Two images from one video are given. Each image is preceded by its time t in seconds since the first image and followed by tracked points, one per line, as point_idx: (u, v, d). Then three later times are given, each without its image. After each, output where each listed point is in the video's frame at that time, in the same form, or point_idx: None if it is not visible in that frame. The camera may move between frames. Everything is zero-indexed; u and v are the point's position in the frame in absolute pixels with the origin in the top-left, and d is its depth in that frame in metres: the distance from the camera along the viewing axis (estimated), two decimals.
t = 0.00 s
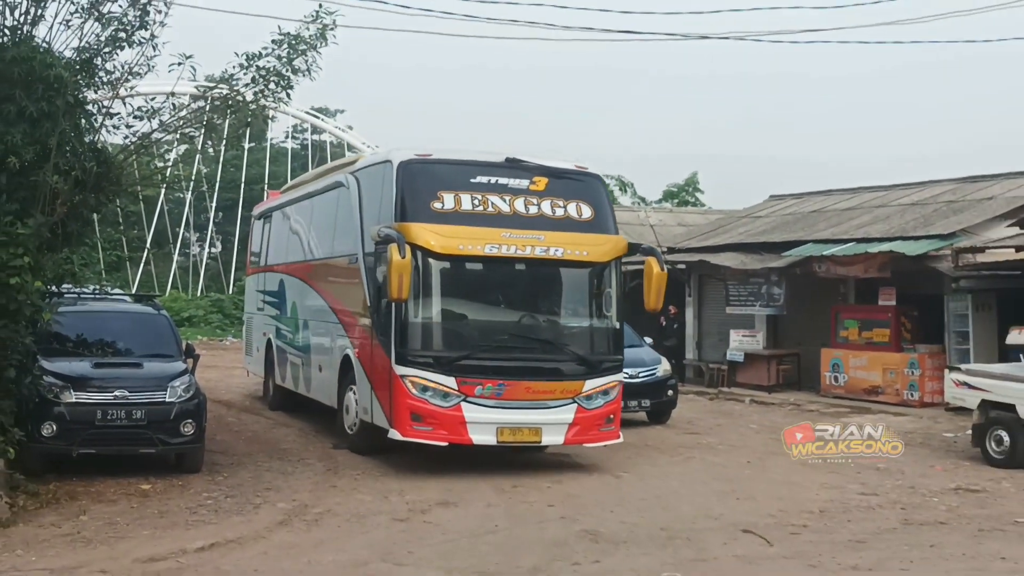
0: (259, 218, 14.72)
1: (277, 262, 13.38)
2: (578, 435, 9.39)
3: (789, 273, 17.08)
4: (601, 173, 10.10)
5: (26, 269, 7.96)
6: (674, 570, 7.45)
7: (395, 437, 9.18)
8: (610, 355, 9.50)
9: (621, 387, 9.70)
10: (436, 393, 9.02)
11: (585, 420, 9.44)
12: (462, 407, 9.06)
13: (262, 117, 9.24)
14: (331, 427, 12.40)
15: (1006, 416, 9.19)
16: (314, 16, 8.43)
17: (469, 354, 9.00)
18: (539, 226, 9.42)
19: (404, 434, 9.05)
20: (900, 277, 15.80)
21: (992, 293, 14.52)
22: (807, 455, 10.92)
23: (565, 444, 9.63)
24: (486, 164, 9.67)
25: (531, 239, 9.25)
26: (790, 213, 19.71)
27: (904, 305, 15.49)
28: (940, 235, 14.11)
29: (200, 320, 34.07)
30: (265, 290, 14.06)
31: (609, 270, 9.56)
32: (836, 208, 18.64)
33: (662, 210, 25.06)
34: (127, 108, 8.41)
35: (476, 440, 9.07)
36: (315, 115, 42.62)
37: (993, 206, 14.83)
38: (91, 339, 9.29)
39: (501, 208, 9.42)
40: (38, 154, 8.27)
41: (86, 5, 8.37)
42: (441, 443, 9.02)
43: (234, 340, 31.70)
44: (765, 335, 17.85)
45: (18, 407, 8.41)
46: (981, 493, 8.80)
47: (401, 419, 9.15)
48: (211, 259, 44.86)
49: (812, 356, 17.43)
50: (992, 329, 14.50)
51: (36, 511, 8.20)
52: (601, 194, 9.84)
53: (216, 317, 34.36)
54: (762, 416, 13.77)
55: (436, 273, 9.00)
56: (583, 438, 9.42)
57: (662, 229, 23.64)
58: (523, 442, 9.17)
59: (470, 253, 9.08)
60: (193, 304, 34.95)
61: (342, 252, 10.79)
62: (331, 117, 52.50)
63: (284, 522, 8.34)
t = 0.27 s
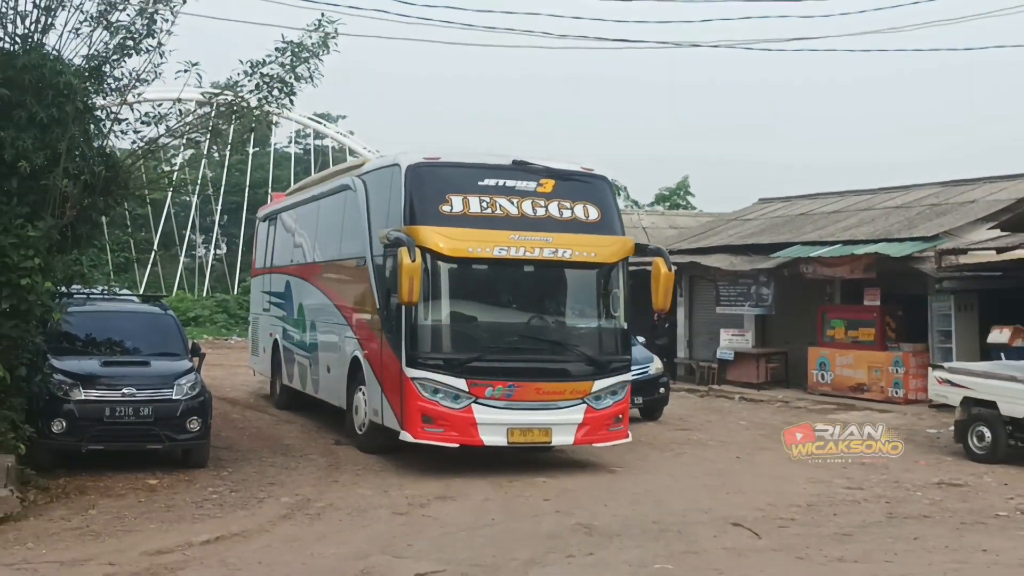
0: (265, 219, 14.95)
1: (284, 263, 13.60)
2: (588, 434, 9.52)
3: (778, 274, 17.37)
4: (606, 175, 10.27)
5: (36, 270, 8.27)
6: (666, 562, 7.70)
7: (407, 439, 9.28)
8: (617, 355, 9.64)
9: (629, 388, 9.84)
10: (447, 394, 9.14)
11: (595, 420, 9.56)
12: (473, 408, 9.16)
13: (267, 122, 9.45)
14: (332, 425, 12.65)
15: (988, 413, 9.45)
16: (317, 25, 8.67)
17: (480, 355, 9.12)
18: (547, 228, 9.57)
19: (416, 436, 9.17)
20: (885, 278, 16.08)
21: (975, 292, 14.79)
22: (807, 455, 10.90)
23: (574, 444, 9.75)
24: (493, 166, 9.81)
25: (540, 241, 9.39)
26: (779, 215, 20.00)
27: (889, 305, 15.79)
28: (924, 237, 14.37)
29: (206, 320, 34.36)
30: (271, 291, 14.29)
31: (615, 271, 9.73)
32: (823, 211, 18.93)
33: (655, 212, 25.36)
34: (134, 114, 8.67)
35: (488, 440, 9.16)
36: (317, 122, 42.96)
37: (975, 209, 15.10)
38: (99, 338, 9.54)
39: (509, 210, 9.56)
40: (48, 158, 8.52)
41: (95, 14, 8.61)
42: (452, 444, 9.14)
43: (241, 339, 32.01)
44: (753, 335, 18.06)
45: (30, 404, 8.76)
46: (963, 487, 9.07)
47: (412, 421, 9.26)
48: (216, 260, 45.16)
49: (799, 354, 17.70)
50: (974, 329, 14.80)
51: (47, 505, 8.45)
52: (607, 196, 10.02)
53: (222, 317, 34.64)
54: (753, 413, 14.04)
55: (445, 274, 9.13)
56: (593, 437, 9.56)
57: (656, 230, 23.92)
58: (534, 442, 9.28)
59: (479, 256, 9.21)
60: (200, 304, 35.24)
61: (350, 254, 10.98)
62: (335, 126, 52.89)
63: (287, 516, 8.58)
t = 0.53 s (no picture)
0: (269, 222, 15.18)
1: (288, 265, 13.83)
2: (595, 433, 9.71)
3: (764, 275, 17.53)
4: (609, 176, 10.51)
5: (44, 272, 8.52)
6: (656, 554, 7.97)
7: (416, 440, 9.45)
8: (622, 355, 9.82)
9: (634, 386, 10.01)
10: (455, 395, 9.32)
11: (601, 419, 9.73)
12: (480, 409, 9.34)
13: (268, 128, 9.72)
14: (330, 423, 12.92)
15: (967, 410, 9.74)
16: (317, 34, 8.94)
17: (487, 355, 9.30)
18: (552, 229, 9.77)
19: (424, 436, 9.35)
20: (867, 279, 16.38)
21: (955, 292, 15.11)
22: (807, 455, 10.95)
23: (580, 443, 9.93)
24: (498, 169, 10.04)
25: (545, 241, 9.60)
26: (764, 218, 20.32)
27: (871, 305, 16.05)
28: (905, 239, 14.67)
29: (209, 320, 34.59)
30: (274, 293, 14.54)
31: (620, 271, 9.91)
32: (808, 214, 19.24)
33: (644, 215, 25.67)
34: (139, 120, 8.93)
35: (495, 441, 9.35)
36: (315, 127, 43.25)
37: (954, 212, 15.41)
38: (105, 338, 9.80)
39: (514, 212, 9.77)
40: (55, 163, 8.77)
41: (101, 23, 8.89)
42: (461, 444, 9.32)
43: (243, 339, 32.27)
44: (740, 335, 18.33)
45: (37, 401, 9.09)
46: (943, 482, 9.36)
47: (421, 422, 9.44)
48: (219, 262, 45.41)
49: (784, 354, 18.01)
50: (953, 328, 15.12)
51: (54, 499, 8.70)
52: (610, 197, 10.24)
53: (224, 317, 34.87)
54: (741, 410, 14.33)
55: (450, 275, 9.31)
56: (600, 436, 9.74)
57: (646, 232, 24.23)
58: (541, 442, 9.45)
59: (485, 256, 9.39)
60: (203, 305, 35.50)
61: (356, 255, 11.20)
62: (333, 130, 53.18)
63: (287, 510, 8.85)
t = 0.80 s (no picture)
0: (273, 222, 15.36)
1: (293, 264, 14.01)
2: (601, 432, 9.78)
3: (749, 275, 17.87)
4: (613, 177, 10.59)
5: (50, 273, 8.78)
6: (645, 547, 8.25)
7: (423, 439, 9.47)
8: (628, 355, 9.85)
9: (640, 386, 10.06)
10: (462, 394, 9.34)
11: (607, 419, 9.80)
12: (488, 408, 9.36)
13: (268, 134, 9.99)
14: (328, 420, 13.19)
15: (945, 406, 10.04)
16: (315, 42, 9.20)
17: (494, 355, 9.32)
18: (558, 229, 9.83)
19: (432, 436, 9.37)
20: (848, 280, 16.71)
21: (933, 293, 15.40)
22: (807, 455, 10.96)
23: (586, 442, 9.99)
24: (504, 170, 10.10)
25: (552, 242, 9.64)
26: (750, 221, 20.67)
27: (852, 305, 16.43)
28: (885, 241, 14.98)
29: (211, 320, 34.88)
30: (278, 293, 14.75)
31: (625, 272, 9.97)
32: (792, 216, 19.58)
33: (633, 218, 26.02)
34: (143, 126, 9.20)
35: (503, 440, 9.37)
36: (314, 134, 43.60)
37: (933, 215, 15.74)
38: (109, 337, 10.06)
39: (520, 212, 9.82)
40: (61, 167, 9.02)
41: (106, 31, 9.15)
42: (469, 444, 9.34)
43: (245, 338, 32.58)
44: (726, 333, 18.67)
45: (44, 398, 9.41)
46: (922, 476, 9.66)
47: (428, 421, 9.46)
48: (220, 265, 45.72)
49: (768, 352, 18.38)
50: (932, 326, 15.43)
51: (60, 494, 8.96)
52: (615, 198, 10.31)
53: (225, 317, 35.13)
54: (728, 406, 14.65)
55: (457, 274, 9.34)
56: (606, 435, 9.82)
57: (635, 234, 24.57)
58: (547, 441, 9.50)
59: (493, 257, 9.43)
60: (205, 305, 35.81)
61: (361, 256, 11.37)
62: (333, 137, 53.55)
63: (287, 504, 9.12)
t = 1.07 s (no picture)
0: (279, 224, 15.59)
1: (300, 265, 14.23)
2: (606, 431, 9.96)
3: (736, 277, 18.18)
4: (616, 180, 10.84)
5: (59, 274, 9.08)
6: (635, 540, 8.55)
7: (429, 438, 9.67)
8: (631, 355, 10.04)
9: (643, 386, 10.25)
10: (468, 394, 9.55)
11: (611, 418, 9.99)
12: (493, 408, 9.58)
13: (271, 140, 10.29)
14: (329, 418, 13.49)
15: (926, 403, 10.44)
16: (316, 51, 9.51)
17: (500, 355, 9.52)
18: (563, 231, 10.05)
19: (439, 435, 9.58)
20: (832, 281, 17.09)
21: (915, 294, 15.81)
22: (807, 455, 10.99)
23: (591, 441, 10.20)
24: (509, 174, 10.35)
25: (558, 243, 9.87)
26: (736, 225, 21.07)
27: (835, 305, 16.79)
28: (867, 244, 15.35)
29: (215, 321, 35.17)
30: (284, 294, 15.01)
31: (630, 273, 10.16)
32: (777, 220, 19.99)
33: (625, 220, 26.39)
34: (149, 132, 9.49)
35: (509, 439, 9.58)
36: (315, 139, 43.95)
37: (914, 218, 16.13)
38: (116, 336, 10.36)
39: (526, 214, 10.06)
40: (69, 172, 9.30)
41: (113, 40, 9.44)
42: (475, 443, 9.55)
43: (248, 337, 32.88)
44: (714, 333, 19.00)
45: (54, 396, 9.71)
46: (903, 471, 9.99)
47: (434, 420, 9.67)
48: (224, 266, 46.01)
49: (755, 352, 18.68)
50: (914, 326, 15.83)
51: (68, 489, 9.24)
52: (618, 200, 10.55)
53: (229, 317, 35.42)
54: (716, 404, 14.99)
55: (463, 275, 9.54)
56: (610, 434, 10.01)
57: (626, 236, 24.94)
58: (553, 440, 9.69)
59: (499, 258, 9.64)
60: (210, 305, 36.10)
61: (368, 256, 11.58)
62: (333, 142, 53.91)
63: (289, 498, 9.42)
